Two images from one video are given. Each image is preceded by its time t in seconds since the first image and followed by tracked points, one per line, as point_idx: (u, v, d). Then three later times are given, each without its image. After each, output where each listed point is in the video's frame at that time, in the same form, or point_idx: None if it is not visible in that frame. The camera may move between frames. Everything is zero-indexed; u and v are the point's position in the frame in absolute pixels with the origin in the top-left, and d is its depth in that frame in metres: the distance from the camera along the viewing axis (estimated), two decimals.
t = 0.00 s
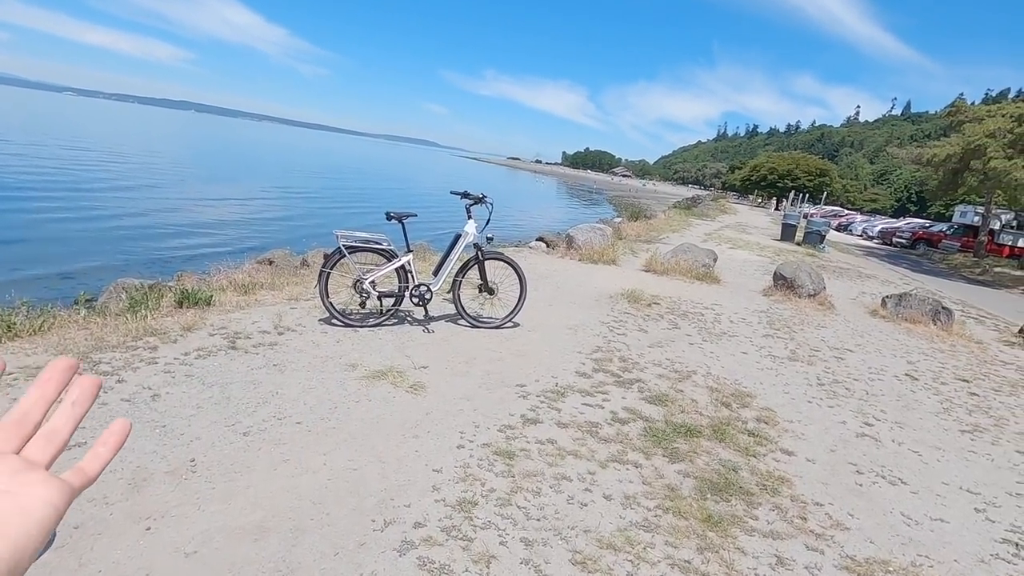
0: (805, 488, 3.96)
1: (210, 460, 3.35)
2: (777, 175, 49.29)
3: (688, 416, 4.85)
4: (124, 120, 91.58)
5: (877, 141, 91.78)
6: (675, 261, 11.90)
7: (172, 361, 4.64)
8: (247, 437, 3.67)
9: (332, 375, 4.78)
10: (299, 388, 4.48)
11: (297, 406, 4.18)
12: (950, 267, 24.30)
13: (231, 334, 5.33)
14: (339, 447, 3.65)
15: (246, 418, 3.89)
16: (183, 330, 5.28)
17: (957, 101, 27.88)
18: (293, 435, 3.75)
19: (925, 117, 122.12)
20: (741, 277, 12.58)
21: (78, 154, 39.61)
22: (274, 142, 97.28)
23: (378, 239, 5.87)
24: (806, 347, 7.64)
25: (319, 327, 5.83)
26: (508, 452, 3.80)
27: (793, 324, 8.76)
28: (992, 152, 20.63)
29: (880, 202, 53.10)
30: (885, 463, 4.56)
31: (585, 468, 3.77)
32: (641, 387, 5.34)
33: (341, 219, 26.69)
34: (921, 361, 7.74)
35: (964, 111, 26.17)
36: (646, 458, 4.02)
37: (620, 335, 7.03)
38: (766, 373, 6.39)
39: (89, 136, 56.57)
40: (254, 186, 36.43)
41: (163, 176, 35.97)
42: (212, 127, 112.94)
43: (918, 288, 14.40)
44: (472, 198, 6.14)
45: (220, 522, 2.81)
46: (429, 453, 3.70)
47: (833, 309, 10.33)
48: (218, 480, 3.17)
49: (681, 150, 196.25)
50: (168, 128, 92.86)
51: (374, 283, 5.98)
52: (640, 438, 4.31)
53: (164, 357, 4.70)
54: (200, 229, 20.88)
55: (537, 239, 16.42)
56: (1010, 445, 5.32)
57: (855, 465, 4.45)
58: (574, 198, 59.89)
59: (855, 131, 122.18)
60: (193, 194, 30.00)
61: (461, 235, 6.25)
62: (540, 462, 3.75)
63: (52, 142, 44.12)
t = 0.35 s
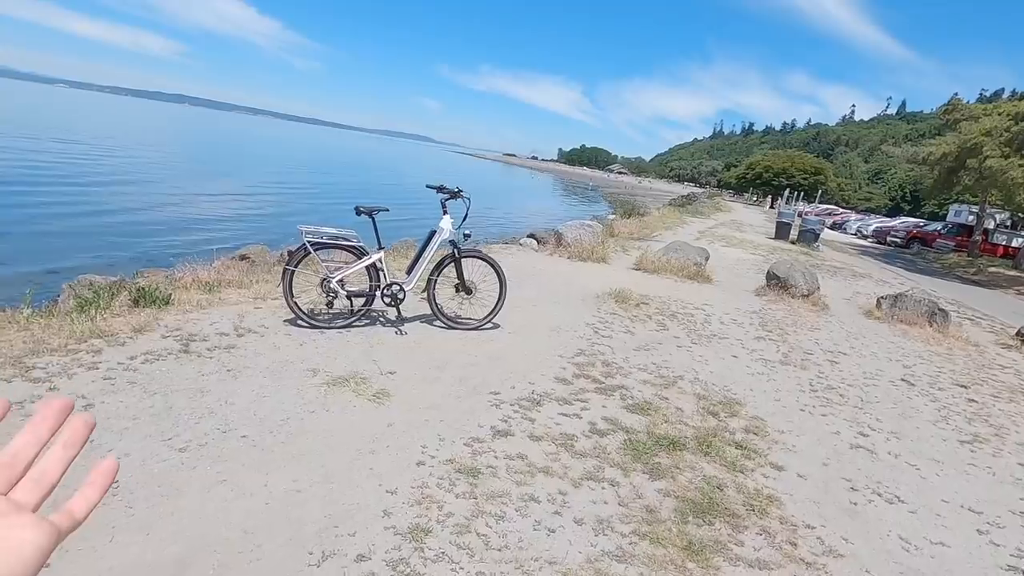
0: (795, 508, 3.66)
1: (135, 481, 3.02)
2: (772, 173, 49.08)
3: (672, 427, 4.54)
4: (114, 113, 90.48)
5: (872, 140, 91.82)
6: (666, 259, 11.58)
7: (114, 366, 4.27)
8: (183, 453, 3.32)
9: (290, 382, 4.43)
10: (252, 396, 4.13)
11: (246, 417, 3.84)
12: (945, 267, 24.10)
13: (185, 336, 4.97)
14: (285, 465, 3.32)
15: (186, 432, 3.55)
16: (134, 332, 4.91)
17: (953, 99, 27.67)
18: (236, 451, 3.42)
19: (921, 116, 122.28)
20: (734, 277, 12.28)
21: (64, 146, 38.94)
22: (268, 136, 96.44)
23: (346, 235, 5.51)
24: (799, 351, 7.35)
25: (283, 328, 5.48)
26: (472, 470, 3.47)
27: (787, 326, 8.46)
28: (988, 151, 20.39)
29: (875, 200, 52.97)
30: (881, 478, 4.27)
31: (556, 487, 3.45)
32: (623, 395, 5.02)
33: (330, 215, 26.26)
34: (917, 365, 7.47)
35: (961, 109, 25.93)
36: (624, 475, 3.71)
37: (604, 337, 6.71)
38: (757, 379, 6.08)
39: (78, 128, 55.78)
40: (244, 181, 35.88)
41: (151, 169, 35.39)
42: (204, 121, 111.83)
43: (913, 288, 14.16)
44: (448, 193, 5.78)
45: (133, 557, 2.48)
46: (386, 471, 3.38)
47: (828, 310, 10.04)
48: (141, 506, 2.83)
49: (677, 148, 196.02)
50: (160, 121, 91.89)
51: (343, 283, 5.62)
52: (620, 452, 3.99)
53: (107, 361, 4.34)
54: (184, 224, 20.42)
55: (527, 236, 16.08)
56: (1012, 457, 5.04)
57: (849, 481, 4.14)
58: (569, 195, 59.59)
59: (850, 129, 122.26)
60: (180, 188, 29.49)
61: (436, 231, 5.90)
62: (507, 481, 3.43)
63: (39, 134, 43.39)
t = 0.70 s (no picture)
0: (788, 549, 3.37)
1: (60, 512, 2.74)
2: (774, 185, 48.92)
3: (659, 454, 4.25)
4: (119, 115, 90.78)
5: (874, 154, 91.81)
6: (662, 271, 11.32)
7: (63, 380, 4.00)
8: (120, 480, 3.04)
9: (252, 399, 4.16)
10: (207, 414, 3.85)
11: (197, 438, 3.56)
12: (947, 283, 23.80)
13: (147, 348, 4.71)
14: (231, 495, 3.04)
15: (127, 455, 3.27)
16: (92, 342, 4.65)
17: (956, 114, 27.51)
18: (179, 477, 3.14)
19: (923, 131, 122.47)
20: (732, 290, 12.02)
21: (65, 147, 38.92)
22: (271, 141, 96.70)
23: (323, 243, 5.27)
24: (797, 370, 7.06)
25: (253, 340, 5.22)
26: (436, 502, 3.19)
27: (785, 343, 8.17)
28: (992, 166, 20.17)
29: (876, 214, 52.80)
30: (881, 514, 3.97)
31: (528, 523, 3.16)
32: (608, 417, 4.73)
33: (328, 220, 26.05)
34: (919, 387, 7.18)
35: (964, 124, 25.75)
36: (604, 509, 3.41)
37: (593, 353, 6.44)
38: (752, 400, 5.79)
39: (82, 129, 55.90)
40: (243, 184, 35.73)
41: (151, 171, 35.31)
42: (208, 124, 112.14)
43: (914, 305, 13.90)
44: (430, 201, 5.54)
45: None
46: (341, 502, 3.09)
47: (827, 327, 9.76)
48: (61, 542, 2.55)
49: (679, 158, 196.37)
50: (164, 123, 92.16)
51: (318, 293, 5.37)
52: (601, 482, 3.70)
53: (56, 374, 4.08)
54: (177, 227, 20.23)
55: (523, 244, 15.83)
56: (1021, 490, 4.74)
57: (848, 517, 3.85)
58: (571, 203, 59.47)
59: (852, 143, 122.45)
60: (178, 190, 29.36)
61: (417, 240, 5.64)
62: (474, 515, 3.14)
63: (40, 134, 43.40)
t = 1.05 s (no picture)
0: None
1: None
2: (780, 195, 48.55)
3: (658, 482, 3.92)
4: (128, 121, 91.52)
5: (882, 164, 91.28)
6: (666, 281, 11.00)
7: (17, 397, 3.73)
8: (60, 511, 2.75)
9: (219, 417, 3.87)
10: (169, 435, 3.56)
11: (152, 461, 3.27)
12: (958, 295, 23.34)
13: (114, 360, 4.43)
14: (180, 529, 2.74)
15: (71, 482, 2.97)
16: (55, 354, 4.38)
17: (966, 124, 27.14)
18: (124, 508, 2.84)
19: (931, 142, 121.84)
20: (737, 301, 11.67)
21: (72, 152, 39.09)
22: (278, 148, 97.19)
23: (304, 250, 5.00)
24: (806, 387, 6.71)
25: (229, 352, 4.95)
26: (408, 539, 2.88)
27: (792, 358, 7.83)
28: (1004, 177, 19.78)
29: (884, 225, 52.25)
30: (901, 552, 3.63)
31: (509, 564, 2.85)
32: (604, 440, 4.41)
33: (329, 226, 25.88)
34: (936, 407, 6.81)
35: (975, 134, 25.39)
36: (595, 547, 3.10)
37: (591, 368, 6.12)
38: (759, 420, 5.45)
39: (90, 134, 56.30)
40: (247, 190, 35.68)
41: (155, 176, 35.37)
42: (216, 130, 112.92)
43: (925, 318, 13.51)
44: (418, 207, 5.26)
45: None
46: (302, 539, 2.79)
47: (837, 341, 9.40)
48: None
49: (685, 167, 196.03)
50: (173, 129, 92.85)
51: (299, 303, 5.09)
52: (592, 516, 3.38)
53: (12, 389, 3.81)
54: (177, 233, 20.09)
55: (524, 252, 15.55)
56: None
57: (864, 556, 3.51)
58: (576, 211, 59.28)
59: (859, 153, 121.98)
60: (181, 196, 29.33)
61: (406, 249, 5.36)
62: (450, 555, 2.83)
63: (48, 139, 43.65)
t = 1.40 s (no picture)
0: None
1: None
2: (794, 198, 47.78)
3: (662, 523, 3.61)
4: (143, 123, 92.54)
5: (898, 167, 89.85)
6: (675, 291, 10.65)
7: None
8: None
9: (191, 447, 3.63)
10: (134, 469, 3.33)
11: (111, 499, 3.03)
12: (979, 303, 22.66)
13: (88, 383, 4.21)
14: None
15: (19, 527, 2.74)
16: (26, 375, 4.16)
17: (986, 128, 26.44)
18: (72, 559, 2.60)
19: (949, 145, 119.82)
20: (749, 312, 11.27)
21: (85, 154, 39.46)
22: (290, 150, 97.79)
23: (290, 265, 4.77)
24: (821, 409, 6.36)
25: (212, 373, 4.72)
26: None
27: (807, 376, 7.46)
28: None
29: (900, 229, 51.26)
30: None
31: None
32: (605, 473, 4.11)
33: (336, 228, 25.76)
34: (961, 431, 6.41)
35: (996, 137, 24.69)
36: None
37: (594, 388, 5.81)
38: (772, 448, 5.12)
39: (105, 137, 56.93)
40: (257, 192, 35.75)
41: (166, 178, 35.57)
42: (230, 132, 113.86)
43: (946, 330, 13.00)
44: (411, 219, 5.00)
45: None
46: None
47: (853, 356, 9.00)
48: None
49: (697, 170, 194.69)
50: (187, 131, 93.74)
51: (286, 321, 4.86)
52: (587, 565, 3.08)
53: None
54: (183, 236, 20.04)
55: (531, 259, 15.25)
56: None
57: None
58: (586, 214, 58.90)
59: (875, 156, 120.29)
60: (190, 198, 29.39)
61: (398, 263, 5.10)
62: None
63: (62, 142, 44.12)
